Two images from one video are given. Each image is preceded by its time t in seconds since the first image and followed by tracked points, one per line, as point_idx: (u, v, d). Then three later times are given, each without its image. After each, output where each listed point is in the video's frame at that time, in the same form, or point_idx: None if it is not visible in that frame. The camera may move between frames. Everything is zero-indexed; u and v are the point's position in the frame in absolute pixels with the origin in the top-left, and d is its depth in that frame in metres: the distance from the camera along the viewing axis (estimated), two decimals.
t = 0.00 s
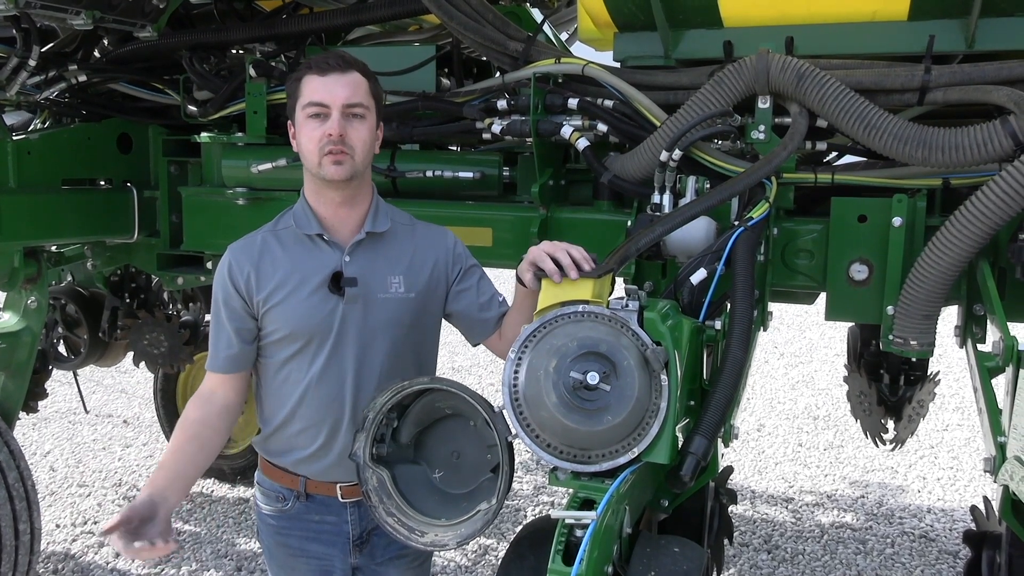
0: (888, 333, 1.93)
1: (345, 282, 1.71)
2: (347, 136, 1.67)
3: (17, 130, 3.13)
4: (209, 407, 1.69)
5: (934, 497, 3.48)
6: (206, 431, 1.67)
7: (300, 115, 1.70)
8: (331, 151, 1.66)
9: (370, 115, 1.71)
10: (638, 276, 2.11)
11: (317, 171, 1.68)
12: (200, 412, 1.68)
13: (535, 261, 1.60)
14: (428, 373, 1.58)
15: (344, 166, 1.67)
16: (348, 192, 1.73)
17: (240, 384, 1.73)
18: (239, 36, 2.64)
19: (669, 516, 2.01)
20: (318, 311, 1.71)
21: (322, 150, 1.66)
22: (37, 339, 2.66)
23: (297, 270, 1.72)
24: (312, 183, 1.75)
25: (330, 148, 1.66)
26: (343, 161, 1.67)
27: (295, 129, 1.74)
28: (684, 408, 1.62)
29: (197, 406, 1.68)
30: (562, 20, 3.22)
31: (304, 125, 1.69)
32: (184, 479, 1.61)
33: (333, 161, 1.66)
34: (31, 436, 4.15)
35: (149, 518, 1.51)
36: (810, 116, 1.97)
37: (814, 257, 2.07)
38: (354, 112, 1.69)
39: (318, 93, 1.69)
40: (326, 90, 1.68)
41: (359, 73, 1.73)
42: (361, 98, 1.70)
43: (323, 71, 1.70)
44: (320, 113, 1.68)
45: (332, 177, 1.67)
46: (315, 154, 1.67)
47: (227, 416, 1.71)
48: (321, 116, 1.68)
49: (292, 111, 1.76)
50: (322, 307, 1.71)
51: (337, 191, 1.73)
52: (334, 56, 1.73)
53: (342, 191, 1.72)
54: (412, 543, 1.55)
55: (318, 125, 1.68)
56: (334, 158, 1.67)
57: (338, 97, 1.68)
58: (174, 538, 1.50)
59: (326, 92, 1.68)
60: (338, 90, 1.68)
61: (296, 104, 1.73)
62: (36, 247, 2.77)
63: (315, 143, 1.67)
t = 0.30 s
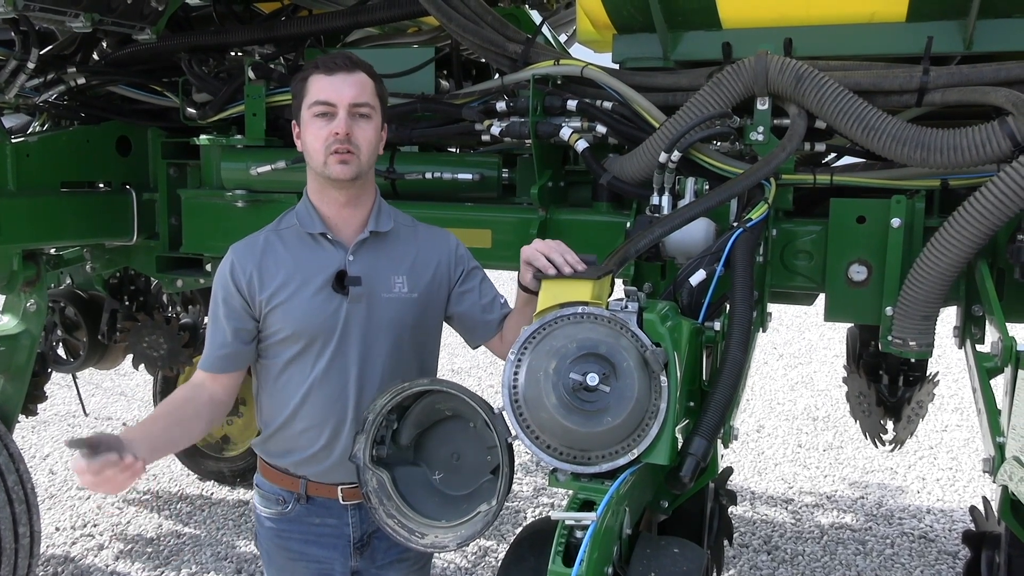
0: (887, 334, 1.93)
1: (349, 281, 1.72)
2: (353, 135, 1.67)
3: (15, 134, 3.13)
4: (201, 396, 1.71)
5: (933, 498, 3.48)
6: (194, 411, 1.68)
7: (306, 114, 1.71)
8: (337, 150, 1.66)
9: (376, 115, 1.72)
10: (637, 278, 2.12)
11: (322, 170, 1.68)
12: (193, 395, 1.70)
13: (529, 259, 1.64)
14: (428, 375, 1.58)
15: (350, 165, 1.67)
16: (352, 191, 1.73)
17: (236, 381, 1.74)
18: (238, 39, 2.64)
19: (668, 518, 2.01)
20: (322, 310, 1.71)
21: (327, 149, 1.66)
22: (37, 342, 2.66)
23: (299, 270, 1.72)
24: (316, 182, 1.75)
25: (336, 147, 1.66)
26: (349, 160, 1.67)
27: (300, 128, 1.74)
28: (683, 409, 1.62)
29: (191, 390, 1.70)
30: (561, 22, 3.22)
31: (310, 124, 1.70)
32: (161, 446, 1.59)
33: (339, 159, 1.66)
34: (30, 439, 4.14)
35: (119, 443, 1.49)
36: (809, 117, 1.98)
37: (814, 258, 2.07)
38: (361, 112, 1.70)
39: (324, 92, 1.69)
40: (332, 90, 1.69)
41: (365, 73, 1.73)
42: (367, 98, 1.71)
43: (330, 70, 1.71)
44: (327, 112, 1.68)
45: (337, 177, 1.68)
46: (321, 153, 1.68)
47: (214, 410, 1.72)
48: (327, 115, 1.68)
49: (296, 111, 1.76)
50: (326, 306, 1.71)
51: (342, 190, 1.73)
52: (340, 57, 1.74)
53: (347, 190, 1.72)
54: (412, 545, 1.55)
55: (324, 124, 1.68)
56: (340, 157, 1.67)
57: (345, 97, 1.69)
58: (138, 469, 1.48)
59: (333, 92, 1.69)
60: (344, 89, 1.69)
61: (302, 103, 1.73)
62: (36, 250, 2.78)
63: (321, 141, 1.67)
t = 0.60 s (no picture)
0: (887, 334, 1.94)
1: (357, 277, 1.72)
2: (363, 134, 1.67)
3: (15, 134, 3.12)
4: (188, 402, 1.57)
5: (932, 499, 3.48)
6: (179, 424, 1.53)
7: (317, 110, 1.70)
8: (346, 148, 1.66)
9: (386, 114, 1.72)
10: (637, 278, 2.12)
11: (331, 167, 1.68)
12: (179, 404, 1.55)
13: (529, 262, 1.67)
14: (429, 374, 1.58)
15: (358, 163, 1.68)
16: (360, 188, 1.73)
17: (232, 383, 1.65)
18: (237, 39, 2.64)
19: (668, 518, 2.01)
20: (331, 306, 1.71)
21: (337, 147, 1.66)
22: (36, 342, 2.66)
23: (308, 266, 1.71)
24: (323, 178, 1.75)
25: (345, 145, 1.66)
26: (358, 159, 1.68)
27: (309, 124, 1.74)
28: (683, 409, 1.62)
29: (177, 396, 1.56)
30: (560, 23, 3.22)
31: (320, 120, 1.70)
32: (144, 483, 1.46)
33: (348, 156, 1.66)
34: (29, 439, 4.14)
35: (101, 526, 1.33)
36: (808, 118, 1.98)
37: (813, 259, 2.07)
38: (372, 111, 1.69)
39: (336, 90, 1.69)
40: (344, 87, 1.69)
41: (377, 71, 1.73)
42: (379, 97, 1.70)
43: (342, 68, 1.71)
44: (338, 109, 1.68)
45: (346, 175, 1.68)
46: (329, 150, 1.68)
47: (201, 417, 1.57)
48: (338, 112, 1.68)
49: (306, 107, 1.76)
50: (335, 302, 1.71)
51: (350, 188, 1.73)
52: (352, 55, 1.74)
53: (354, 187, 1.72)
54: (413, 545, 1.55)
55: (334, 121, 1.68)
56: (349, 155, 1.67)
57: (356, 95, 1.69)
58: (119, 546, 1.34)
59: (344, 89, 1.69)
60: (356, 88, 1.69)
61: (313, 99, 1.73)
62: (34, 251, 2.76)
63: (330, 138, 1.67)
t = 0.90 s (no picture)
0: (887, 335, 1.94)
1: (363, 280, 1.72)
2: (367, 138, 1.67)
3: (15, 134, 3.12)
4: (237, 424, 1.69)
5: (931, 499, 3.48)
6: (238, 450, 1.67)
7: (323, 110, 1.70)
8: (349, 152, 1.66)
9: (393, 119, 1.71)
10: (637, 279, 2.12)
11: (334, 170, 1.68)
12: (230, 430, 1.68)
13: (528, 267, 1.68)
14: (430, 375, 1.58)
15: (361, 167, 1.68)
16: (364, 191, 1.73)
17: (261, 395, 1.72)
18: (238, 40, 2.64)
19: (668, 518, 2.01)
20: (338, 310, 1.71)
21: (339, 149, 1.66)
22: (36, 342, 2.66)
23: (315, 270, 1.71)
24: (326, 176, 1.75)
25: (348, 148, 1.66)
26: (360, 162, 1.67)
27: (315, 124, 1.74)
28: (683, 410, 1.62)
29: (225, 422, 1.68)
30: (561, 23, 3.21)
31: (325, 122, 1.69)
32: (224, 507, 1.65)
33: (349, 159, 1.66)
34: (28, 440, 4.14)
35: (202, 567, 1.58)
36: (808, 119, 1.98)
37: (813, 260, 2.07)
38: (378, 115, 1.69)
39: (342, 92, 1.68)
40: (350, 90, 1.67)
41: (386, 74, 1.72)
42: (386, 101, 1.69)
43: (350, 69, 1.69)
44: (342, 111, 1.67)
45: (348, 177, 1.68)
46: (332, 151, 1.68)
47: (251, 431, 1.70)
48: (343, 114, 1.67)
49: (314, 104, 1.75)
50: (342, 306, 1.71)
51: (354, 190, 1.73)
52: (363, 56, 1.72)
53: (358, 190, 1.72)
54: (413, 545, 1.55)
55: (338, 123, 1.68)
56: (351, 158, 1.67)
57: (363, 99, 1.68)
58: None
59: (351, 92, 1.67)
60: (363, 91, 1.68)
61: (320, 98, 1.72)
62: (34, 251, 2.76)
63: (333, 140, 1.67)
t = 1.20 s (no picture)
0: (886, 336, 1.94)
1: (368, 282, 1.72)
2: (375, 144, 1.67)
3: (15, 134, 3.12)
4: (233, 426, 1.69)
5: (930, 500, 3.48)
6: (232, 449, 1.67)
7: (328, 115, 1.69)
8: (356, 157, 1.66)
9: (398, 124, 1.71)
10: (637, 280, 2.12)
11: (341, 175, 1.68)
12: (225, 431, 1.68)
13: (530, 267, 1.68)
14: (429, 376, 1.58)
15: (369, 173, 1.68)
16: (369, 194, 1.73)
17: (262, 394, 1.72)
18: (238, 40, 2.65)
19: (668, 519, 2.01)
20: (343, 311, 1.71)
21: (347, 156, 1.66)
22: (36, 342, 2.66)
23: (319, 272, 1.71)
24: (330, 179, 1.74)
25: (355, 154, 1.66)
26: (368, 168, 1.67)
27: (319, 128, 1.72)
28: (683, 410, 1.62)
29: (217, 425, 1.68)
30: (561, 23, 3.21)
31: (330, 128, 1.69)
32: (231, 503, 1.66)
33: (356, 166, 1.66)
34: (28, 439, 4.14)
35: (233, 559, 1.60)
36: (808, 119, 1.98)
37: (813, 261, 2.07)
38: (384, 121, 1.69)
39: (348, 98, 1.67)
40: (357, 96, 1.67)
41: (390, 79, 1.71)
42: (392, 108, 1.69)
43: (356, 74, 1.68)
44: (349, 118, 1.67)
45: (355, 183, 1.68)
46: (338, 158, 1.68)
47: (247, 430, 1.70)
48: (349, 121, 1.67)
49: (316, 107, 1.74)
50: (346, 308, 1.71)
51: (359, 194, 1.73)
52: (367, 60, 1.71)
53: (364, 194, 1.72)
54: (413, 545, 1.55)
55: (345, 129, 1.67)
56: (358, 164, 1.67)
57: (369, 106, 1.67)
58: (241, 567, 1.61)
59: (357, 98, 1.67)
60: (369, 98, 1.67)
61: (323, 102, 1.71)
62: (34, 250, 2.76)
63: (339, 147, 1.67)
